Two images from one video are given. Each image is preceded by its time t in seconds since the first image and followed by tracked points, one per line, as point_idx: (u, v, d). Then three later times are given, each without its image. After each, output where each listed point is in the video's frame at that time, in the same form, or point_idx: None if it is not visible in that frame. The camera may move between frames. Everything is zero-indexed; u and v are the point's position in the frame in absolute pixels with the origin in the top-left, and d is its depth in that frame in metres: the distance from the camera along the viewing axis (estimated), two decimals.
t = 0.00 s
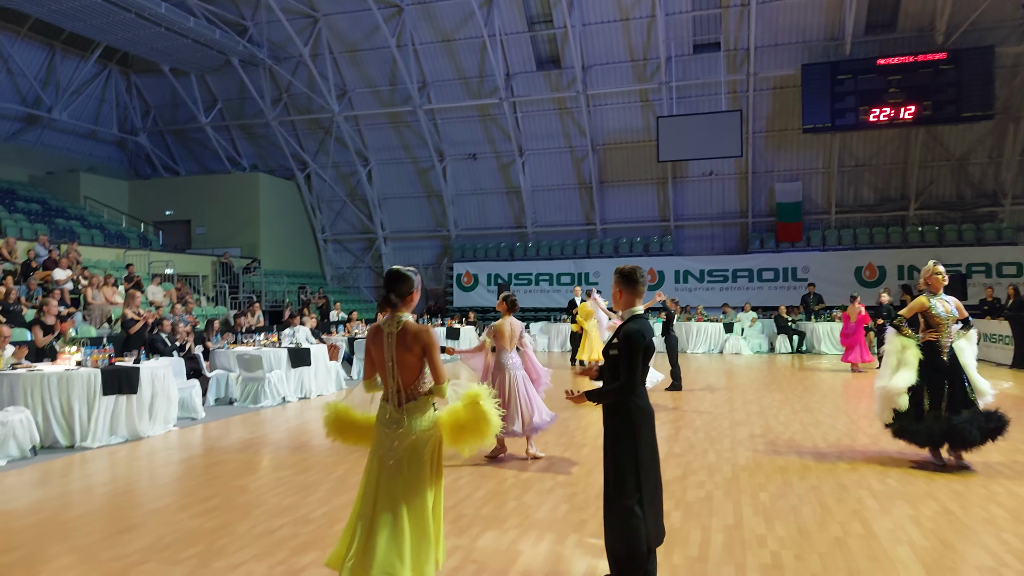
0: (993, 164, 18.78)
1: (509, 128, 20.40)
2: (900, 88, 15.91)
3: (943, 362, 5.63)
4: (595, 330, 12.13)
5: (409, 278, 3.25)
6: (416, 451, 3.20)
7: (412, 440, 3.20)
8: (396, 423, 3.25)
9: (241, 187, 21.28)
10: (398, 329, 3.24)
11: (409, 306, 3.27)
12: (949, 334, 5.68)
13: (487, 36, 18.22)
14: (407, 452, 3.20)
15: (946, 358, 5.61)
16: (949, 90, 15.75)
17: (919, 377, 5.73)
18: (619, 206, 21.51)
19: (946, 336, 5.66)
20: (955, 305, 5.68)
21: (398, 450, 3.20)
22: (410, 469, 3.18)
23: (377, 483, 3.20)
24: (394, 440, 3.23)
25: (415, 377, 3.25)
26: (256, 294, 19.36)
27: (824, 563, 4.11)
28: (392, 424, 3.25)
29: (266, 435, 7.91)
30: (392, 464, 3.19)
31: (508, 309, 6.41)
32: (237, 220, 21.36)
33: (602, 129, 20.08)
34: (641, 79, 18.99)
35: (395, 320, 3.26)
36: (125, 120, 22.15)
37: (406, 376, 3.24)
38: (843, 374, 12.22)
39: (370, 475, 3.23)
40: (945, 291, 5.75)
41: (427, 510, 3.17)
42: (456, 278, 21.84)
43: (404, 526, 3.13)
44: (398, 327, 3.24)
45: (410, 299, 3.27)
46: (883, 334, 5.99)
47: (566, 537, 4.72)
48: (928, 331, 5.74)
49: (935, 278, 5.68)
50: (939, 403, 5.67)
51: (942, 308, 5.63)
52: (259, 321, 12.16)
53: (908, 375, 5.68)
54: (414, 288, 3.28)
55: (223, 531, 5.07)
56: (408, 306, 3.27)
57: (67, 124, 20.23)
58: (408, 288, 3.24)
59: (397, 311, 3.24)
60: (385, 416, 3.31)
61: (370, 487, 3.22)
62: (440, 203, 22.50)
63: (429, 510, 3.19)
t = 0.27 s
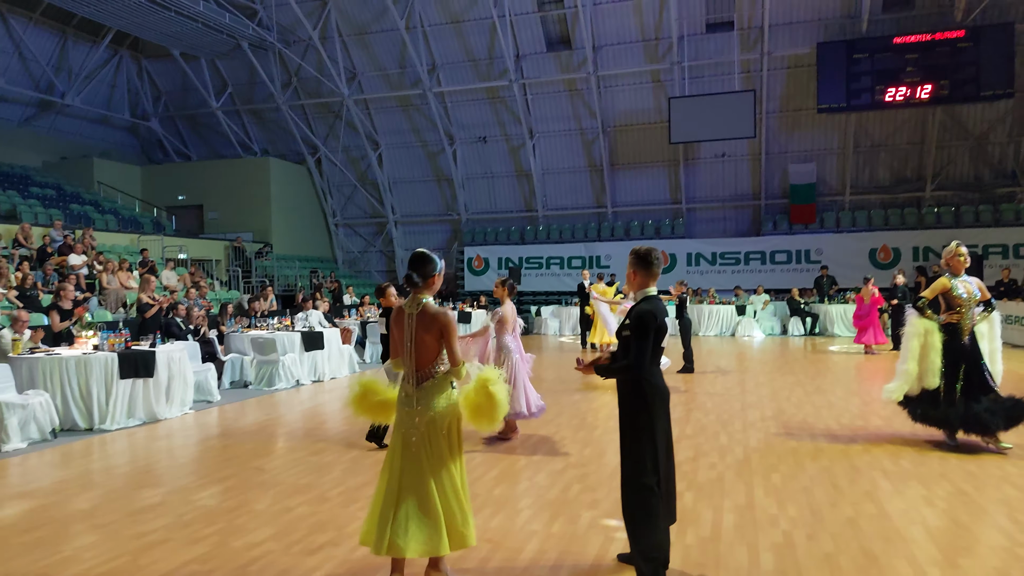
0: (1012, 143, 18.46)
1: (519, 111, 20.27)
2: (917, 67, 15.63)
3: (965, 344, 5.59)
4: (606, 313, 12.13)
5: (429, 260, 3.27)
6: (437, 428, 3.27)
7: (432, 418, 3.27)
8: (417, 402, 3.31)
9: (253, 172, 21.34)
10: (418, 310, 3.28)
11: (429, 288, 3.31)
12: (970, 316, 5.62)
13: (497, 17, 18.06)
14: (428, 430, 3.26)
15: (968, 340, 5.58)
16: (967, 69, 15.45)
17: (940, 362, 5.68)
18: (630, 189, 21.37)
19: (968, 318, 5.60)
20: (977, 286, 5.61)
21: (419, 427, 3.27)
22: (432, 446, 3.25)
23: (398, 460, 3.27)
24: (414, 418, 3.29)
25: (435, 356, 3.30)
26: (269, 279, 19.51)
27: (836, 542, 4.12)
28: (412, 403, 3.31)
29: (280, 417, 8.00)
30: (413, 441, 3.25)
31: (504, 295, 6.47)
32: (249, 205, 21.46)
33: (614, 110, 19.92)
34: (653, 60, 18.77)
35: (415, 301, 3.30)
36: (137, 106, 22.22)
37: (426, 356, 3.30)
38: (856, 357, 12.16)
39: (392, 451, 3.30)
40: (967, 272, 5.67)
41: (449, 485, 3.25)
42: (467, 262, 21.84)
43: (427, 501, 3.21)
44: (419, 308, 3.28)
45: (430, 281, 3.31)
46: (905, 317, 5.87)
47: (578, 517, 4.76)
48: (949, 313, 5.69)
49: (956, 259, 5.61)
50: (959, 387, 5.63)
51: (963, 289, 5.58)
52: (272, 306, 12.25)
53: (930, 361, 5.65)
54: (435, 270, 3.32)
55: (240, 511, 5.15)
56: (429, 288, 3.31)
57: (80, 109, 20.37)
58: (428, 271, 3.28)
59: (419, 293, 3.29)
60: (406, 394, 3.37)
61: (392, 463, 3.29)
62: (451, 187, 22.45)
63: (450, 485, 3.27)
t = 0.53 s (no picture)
0: None
1: (541, 105, 20.22)
2: (945, 58, 15.31)
3: (1009, 341, 5.43)
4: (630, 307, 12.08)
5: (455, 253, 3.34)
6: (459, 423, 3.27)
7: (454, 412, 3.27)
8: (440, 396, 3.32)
9: (276, 168, 21.55)
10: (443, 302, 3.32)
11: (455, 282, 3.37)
12: (1016, 311, 5.48)
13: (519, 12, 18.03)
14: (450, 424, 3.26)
15: (1013, 337, 5.42)
16: (997, 59, 15.11)
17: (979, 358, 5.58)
18: (653, 183, 21.24)
19: (1012, 313, 5.46)
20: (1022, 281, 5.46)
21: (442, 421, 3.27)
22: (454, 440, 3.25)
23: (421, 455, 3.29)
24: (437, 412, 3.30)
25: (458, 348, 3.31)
26: (293, 274, 19.72)
27: (866, 540, 4.07)
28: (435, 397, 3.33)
29: (306, 412, 8.08)
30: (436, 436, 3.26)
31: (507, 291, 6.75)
32: (273, 202, 21.65)
33: (636, 104, 19.82)
34: (676, 53, 18.63)
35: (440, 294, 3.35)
36: (162, 103, 22.52)
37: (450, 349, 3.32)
38: (883, 353, 11.99)
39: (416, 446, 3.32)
40: (1012, 266, 5.53)
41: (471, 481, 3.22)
42: (488, 257, 21.83)
43: (449, 496, 3.20)
44: (443, 299, 3.33)
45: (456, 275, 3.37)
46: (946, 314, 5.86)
47: (604, 513, 4.75)
48: (993, 308, 5.55)
49: (999, 253, 5.49)
50: (999, 384, 5.51)
51: (1007, 283, 5.45)
52: (297, 301, 12.37)
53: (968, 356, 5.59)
54: (459, 264, 3.38)
55: (268, 503, 5.21)
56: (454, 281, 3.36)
57: (107, 107, 20.74)
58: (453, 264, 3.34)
59: (443, 285, 3.35)
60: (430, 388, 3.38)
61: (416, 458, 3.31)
62: (472, 182, 22.47)
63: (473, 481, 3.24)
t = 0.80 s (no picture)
0: None
1: (580, 102, 20.16)
2: (1001, 45, 14.69)
3: None
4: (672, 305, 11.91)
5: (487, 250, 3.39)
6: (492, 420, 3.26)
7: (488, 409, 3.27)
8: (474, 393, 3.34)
9: (319, 168, 21.92)
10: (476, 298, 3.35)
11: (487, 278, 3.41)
12: None
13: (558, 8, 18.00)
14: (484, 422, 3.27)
15: None
16: None
17: None
18: (694, 179, 20.97)
19: None
20: None
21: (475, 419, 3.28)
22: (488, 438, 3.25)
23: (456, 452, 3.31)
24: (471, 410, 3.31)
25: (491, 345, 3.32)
26: (336, 272, 20.05)
27: (921, 541, 3.96)
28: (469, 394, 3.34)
29: (351, 407, 8.21)
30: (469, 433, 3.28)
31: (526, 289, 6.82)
32: (316, 202, 22.02)
33: (677, 99, 19.63)
34: (718, 46, 18.39)
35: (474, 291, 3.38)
36: (209, 106, 23.09)
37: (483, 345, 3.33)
38: (935, 351, 11.65)
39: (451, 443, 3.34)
40: None
41: (503, 480, 3.21)
42: (527, 255, 21.74)
43: (478, 494, 3.22)
44: (476, 296, 3.36)
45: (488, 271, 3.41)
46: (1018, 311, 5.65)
47: (649, 511, 4.72)
48: None
49: None
50: None
51: None
52: (340, 298, 12.57)
53: None
54: (490, 261, 3.42)
55: (316, 497, 5.31)
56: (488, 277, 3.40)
57: (158, 110, 21.41)
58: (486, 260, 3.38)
59: (475, 282, 3.39)
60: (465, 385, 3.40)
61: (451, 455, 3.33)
62: (511, 180, 22.50)
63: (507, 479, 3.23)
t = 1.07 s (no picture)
0: None
1: (611, 97, 20.04)
2: None
3: None
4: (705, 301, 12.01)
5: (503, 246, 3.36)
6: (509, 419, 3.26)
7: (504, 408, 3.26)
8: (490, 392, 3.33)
9: (352, 166, 22.17)
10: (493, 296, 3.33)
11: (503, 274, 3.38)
12: None
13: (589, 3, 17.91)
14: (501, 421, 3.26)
15: None
16: None
17: None
18: (728, 173, 20.68)
19: None
20: None
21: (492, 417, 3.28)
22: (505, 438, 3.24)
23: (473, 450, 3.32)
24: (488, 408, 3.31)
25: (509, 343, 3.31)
26: (369, 270, 20.28)
27: (966, 542, 3.87)
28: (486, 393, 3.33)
29: (385, 402, 8.31)
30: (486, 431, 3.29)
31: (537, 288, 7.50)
32: (350, 200, 22.27)
33: (709, 92, 19.41)
34: (752, 38, 18.13)
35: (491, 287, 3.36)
36: (245, 106, 23.43)
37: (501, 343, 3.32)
38: (978, 347, 11.36)
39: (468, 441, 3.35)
40: None
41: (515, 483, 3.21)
42: (558, 251, 21.70)
43: (490, 495, 3.23)
44: (492, 292, 3.34)
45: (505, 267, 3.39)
46: None
47: (684, 508, 4.69)
48: None
49: None
50: None
51: None
52: (374, 295, 12.72)
53: None
54: (506, 257, 3.38)
55: (353, 491, 5.39)
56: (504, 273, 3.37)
57: (196, 111, 21.88)
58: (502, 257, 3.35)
59: (492, 279, 3.37)
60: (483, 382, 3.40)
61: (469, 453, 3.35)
62: (542, 176, 22.46)
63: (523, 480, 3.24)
